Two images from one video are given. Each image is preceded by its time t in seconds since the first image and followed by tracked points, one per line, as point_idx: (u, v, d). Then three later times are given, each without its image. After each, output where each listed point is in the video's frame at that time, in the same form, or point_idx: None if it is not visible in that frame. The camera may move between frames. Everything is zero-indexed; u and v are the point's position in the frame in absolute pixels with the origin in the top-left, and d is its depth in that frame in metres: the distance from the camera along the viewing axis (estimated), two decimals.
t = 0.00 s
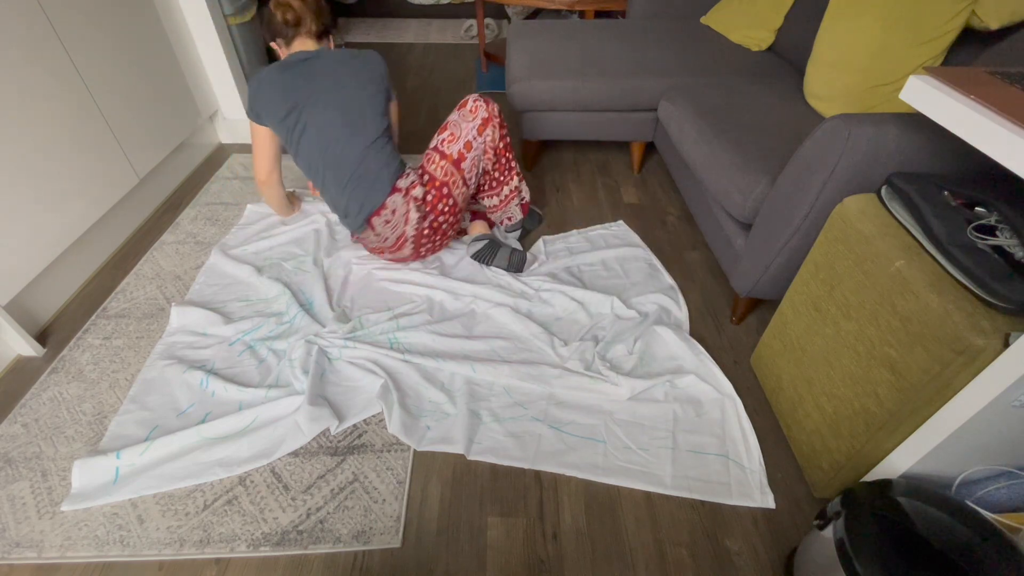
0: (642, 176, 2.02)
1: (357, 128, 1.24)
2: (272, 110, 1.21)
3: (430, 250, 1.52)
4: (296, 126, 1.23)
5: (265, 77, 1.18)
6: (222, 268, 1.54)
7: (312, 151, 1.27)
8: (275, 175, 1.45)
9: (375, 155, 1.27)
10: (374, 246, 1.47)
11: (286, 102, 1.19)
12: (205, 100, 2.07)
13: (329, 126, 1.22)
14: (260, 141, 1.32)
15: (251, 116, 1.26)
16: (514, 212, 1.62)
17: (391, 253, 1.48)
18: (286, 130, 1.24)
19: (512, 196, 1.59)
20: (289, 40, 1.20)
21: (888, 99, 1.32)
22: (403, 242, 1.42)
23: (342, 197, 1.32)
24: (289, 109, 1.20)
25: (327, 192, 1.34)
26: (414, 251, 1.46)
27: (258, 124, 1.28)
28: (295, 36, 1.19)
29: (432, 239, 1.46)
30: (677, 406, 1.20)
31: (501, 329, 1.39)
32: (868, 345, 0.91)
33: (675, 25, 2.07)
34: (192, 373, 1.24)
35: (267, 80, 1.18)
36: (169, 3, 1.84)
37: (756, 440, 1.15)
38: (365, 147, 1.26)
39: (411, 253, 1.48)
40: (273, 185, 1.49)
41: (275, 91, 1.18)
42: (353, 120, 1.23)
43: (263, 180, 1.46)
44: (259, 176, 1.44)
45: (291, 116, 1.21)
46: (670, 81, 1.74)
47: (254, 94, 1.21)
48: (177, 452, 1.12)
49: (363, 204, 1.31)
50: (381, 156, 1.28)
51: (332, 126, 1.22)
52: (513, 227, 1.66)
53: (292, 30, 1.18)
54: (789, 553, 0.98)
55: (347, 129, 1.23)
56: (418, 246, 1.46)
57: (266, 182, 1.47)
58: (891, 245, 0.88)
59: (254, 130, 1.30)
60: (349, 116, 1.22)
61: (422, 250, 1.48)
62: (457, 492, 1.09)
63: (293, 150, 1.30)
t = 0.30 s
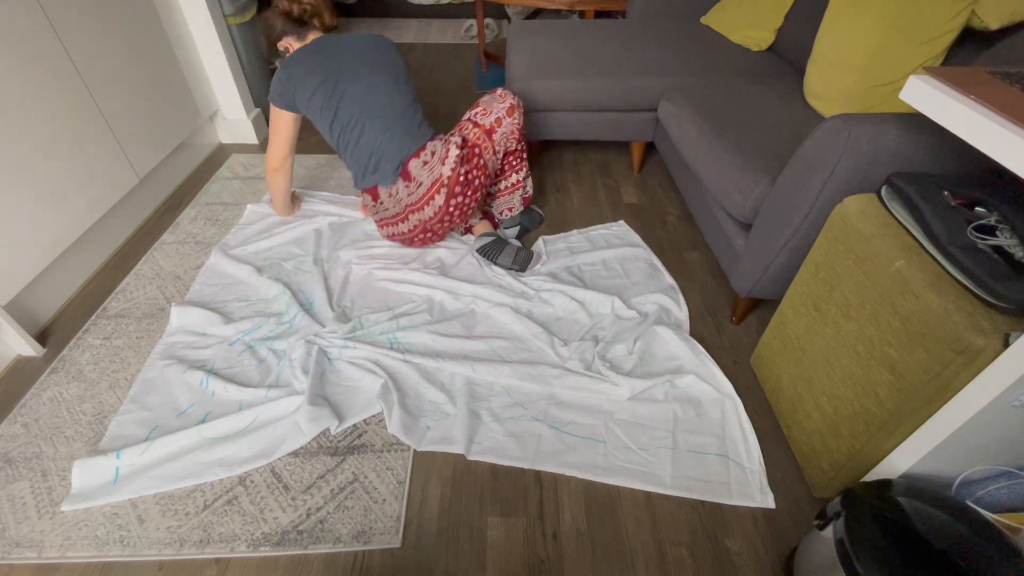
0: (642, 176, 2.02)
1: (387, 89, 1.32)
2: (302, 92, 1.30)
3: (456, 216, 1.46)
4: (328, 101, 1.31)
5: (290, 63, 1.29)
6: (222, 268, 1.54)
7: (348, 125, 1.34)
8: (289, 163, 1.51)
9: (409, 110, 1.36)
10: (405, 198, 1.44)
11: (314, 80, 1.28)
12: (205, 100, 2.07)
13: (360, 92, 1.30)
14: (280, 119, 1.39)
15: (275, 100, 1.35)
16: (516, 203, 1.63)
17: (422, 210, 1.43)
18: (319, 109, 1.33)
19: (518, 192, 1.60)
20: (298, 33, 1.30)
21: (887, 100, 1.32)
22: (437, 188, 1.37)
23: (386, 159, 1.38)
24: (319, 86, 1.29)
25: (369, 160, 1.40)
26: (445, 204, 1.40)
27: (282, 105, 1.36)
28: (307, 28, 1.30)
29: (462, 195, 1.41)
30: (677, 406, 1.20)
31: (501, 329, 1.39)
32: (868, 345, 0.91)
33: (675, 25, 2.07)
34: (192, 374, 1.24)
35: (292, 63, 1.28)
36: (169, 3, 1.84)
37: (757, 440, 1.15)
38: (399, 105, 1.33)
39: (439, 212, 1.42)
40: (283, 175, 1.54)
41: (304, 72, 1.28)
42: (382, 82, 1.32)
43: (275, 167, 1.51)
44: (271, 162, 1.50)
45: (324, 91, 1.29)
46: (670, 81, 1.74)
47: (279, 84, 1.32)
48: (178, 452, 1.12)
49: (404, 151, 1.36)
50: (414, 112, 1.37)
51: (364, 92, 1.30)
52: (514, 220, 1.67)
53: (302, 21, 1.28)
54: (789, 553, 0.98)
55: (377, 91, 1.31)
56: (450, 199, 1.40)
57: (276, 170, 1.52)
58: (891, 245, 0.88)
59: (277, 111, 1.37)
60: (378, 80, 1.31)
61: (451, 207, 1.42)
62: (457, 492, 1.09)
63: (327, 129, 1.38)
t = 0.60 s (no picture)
0: (642, 176, 2.02)
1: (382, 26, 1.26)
2: (308, 76, 1.28)
3: (486, 114, 1.24)
4: (334, 62, 1.25)
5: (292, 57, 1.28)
6: (222, 268, 1.54)
7: (358, 72, 1.24)
8: (294, 162, 1.51)
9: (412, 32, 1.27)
10: (424, 87, 1.19)
11: (314, 54, 1.26)
12: (205, 100, 2.07)
13: (359, 38, 1.25)
14: (288, 114, 1.37)
15: (284, 93, 1.32)
16: (549, 189, 1.63)
17: (446, 92, 1.19)
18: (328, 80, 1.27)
19: (544, 183, 1.62)
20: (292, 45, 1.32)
21: (887, 100, 1.32)
22: (469, 63, 1.17)
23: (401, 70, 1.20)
24: (321, 58, 1.25)
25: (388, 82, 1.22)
26: (478, 80, 1.19)
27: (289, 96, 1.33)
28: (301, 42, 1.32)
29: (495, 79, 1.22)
30: (677, 406, 1.20)
31: (501, 329, 1.39)
32: (868, 345, 0.91)
33: (675, 25, 2.07)
34: (192, 374, 1.24)
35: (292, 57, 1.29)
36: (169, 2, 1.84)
37: (756, 439, 1.15)
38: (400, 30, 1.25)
39: (468, 93, 1.19)
40: (286, 173, 1.54)
41: (307, 54, 1.26)
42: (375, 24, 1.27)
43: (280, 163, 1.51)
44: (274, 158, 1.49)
45: (330, 61, 1.25)
46: (670, 81, 1.74)
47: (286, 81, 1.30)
48: (177, 452, 1.12)
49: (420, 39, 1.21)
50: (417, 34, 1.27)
51: (364, 38, 1.24)
52: (549, 208, 1.67)
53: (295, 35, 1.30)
54: (789, 553, 0.98)
55: (374, 30, 1.25)
56: (482, 80, 1.20)
57: (280, 167, 1.52)
58: (892, 246, 0.88)
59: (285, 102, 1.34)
60: (372, 24, 1.27)
61: (481, 90, 1.20)
62: (457, 492, 1.09)
63: (345, 96, 1.28)
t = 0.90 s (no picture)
0: (642, 176, 2.02)
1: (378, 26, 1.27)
2: (310, 84, 1.25)
3: (497, 98, 1.26)
4: (335, 64, 1.24)
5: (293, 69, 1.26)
6: (222, 268, 1.55)
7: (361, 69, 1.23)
8: (296, 170, 1.50)
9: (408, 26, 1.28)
10: (434, 68, 1.19)
11: (314, 61, 1.25)
12: (205, 100, 2.07)
13: (358, 38, 1.25)
14: (294, 124, 1.35)
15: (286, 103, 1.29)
16: (551, 197, 1.65)
17: (459, 70, 1.20)
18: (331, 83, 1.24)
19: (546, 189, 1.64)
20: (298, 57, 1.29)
21: (887, 100, 1.32)
22: (480, 45, 1.21)
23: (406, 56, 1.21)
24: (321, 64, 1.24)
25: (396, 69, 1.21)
26: (489, 61, 1.22)
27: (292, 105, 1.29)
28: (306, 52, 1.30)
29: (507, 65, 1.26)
30: (678, 407, 1.20)
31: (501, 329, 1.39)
32: (868, 345, 0.91)
33: (675, 26, 2.07)
34: (192, 374, 1.24)
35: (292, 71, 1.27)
36: (169, 3, 1.84)
37: (756, 439, 1.16)
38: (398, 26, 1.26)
39: (480, 73, 1.22)
40: (286, 178, 1.53)
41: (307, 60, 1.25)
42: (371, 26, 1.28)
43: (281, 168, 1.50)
44: (276, 163, 1.48)
45: (332, 65, 1.24)
46: (670, 81, 1.74)
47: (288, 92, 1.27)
48: (177, 452, 1.12)
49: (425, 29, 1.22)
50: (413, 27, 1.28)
51: (364, 38, 1.24)
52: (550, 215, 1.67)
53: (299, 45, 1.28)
54: (789, 553, 0.98)
55: (372, 31, 1.26)
56: (492, 61, 1.23)
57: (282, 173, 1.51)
58: (892, 246, 0.88)
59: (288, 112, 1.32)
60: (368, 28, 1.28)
61: (492, 71, 1.23)
62: (457, 492, 1.09)
63: (350, 96, 1.25)
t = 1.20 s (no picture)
0: (642, 176, 2.02)
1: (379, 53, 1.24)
2: (310, 110, 1.26)
3: (502, 149, 1.21)
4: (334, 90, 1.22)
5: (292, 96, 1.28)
6: (222, 268, 1.54)
7: (357, 98, 1.20)
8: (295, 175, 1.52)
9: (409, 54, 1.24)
10: (436, 117, 1.15)
11: (314, 86, 1.25)
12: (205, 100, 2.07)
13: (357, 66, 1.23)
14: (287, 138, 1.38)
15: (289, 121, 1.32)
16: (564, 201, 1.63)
17: (463, 121, 1.16)
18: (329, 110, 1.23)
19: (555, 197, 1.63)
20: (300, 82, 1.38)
21: (887, 100, 1.32)
22: (485, 91, 1.16)
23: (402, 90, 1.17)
24: (321, 90, 1.23)
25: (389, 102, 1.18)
26: (496, 109, 1.16)
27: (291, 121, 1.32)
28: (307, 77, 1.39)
29: (512, 110, 1.20)
30: (678, 407, 1.20)
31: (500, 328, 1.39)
32: (868, 345, 0.91)
33: (675, 26, 2.07)
34: (192, 373, 1.24)
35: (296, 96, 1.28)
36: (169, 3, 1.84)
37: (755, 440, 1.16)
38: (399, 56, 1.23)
39: (485, 124, 1.16)
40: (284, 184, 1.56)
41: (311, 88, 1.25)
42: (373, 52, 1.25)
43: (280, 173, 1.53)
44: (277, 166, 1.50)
45: (330, 97, 1.22)
46: (670, 81, 1.74)
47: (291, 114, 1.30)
48: (177, 452, 1.12)
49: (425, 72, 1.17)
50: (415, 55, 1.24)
51: (363, 66, 1.22)
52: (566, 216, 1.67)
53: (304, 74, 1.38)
54: (789, 553, 0.98)
55: (372, 58, 1.23)
56: (500, 109, 1.17)
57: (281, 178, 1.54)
58: (892, 246, 0.88)
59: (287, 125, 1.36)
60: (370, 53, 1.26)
61: (498, 121, 1.17)
62: (457, 492, 1.09)
63: (347, 129, 1.24)
